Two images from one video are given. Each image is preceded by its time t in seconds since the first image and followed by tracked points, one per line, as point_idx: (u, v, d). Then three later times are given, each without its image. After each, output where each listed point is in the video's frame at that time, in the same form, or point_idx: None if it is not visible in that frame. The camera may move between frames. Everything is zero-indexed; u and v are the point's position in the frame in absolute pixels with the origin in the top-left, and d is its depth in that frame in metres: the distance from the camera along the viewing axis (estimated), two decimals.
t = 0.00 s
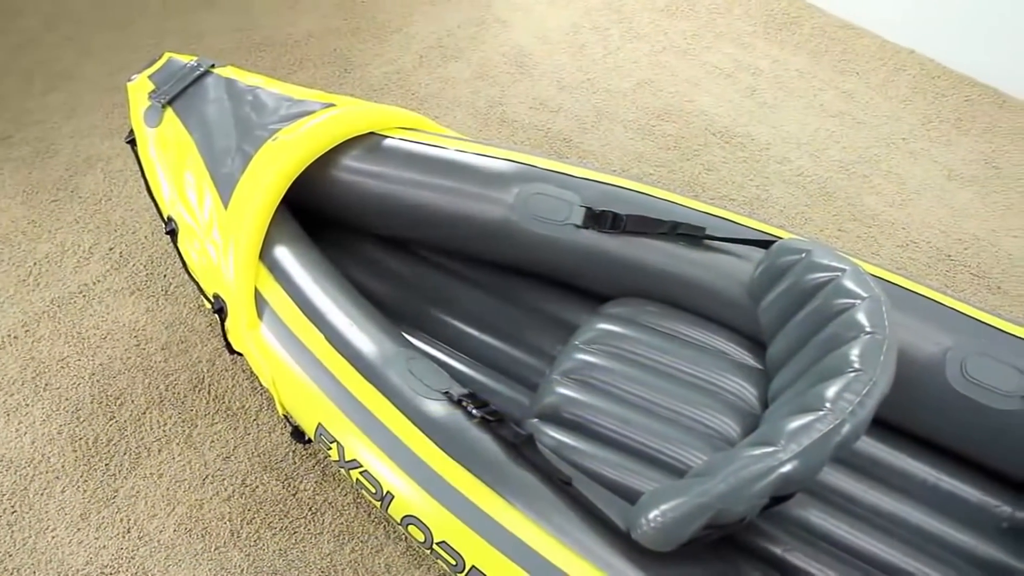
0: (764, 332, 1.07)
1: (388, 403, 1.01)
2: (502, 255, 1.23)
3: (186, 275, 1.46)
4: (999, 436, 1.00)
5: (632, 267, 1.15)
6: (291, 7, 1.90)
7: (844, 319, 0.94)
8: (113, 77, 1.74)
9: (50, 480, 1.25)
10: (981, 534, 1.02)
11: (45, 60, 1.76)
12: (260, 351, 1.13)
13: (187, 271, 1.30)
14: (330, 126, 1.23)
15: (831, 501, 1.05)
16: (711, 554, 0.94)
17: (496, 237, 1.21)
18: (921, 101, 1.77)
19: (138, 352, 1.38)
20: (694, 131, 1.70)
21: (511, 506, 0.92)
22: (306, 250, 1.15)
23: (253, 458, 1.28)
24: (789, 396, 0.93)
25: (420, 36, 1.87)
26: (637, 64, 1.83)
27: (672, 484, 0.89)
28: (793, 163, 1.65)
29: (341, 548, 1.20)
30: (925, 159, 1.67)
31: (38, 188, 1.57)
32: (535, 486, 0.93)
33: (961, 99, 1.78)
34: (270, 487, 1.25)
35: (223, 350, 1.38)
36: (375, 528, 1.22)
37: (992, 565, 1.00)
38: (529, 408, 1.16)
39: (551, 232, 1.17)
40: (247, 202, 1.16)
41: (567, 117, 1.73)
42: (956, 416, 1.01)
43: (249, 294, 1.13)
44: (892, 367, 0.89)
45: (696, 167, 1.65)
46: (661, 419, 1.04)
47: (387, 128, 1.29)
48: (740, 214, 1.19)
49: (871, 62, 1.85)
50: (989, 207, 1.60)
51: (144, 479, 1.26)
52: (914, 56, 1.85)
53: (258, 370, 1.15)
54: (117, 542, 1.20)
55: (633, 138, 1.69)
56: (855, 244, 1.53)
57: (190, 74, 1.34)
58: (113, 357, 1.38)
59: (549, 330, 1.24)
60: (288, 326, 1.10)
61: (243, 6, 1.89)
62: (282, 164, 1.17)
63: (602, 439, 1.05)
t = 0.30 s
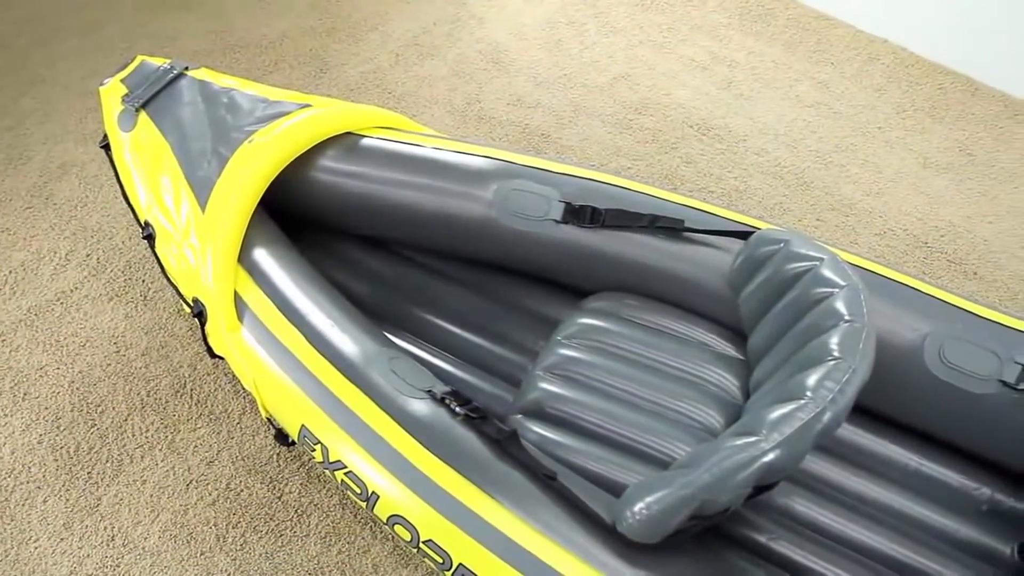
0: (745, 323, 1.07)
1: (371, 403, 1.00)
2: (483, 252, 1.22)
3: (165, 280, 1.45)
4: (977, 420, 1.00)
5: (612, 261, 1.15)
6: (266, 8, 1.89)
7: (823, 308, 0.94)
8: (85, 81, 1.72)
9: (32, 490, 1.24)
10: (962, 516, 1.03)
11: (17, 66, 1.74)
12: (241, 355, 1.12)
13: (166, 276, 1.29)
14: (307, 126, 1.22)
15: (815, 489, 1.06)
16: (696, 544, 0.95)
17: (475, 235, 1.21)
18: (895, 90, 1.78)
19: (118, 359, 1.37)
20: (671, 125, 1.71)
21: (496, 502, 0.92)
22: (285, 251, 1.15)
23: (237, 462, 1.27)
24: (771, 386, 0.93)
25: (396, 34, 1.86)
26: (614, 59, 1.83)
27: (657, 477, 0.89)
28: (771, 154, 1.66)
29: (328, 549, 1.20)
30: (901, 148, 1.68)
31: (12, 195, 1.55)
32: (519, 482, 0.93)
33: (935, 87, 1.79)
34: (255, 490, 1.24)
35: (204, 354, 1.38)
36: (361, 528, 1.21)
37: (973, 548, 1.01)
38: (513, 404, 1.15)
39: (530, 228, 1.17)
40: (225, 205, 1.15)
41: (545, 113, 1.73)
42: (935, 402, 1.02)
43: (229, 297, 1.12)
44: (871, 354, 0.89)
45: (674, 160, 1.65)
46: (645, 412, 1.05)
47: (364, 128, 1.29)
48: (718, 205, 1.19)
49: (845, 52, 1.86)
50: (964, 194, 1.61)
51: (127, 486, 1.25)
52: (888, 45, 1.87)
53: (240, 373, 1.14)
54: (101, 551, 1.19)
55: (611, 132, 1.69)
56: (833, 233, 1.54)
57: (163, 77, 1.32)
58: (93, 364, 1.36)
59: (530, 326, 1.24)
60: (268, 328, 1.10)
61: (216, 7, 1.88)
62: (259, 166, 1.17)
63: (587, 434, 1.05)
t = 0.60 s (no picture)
0: (726, 313, 1.08)
1: (354, 402, 1.00)
2: (463, 248, 1.22)
3: (144, 283, 1.44)
4: (956, 403, 1.02)
5: (593, 254, 1.15)
6: (240, 8, 1.87)
7: (803, 296, 0.95)
8: (58, 85, 1.70)
9: (14, 499, 1.23)
10: (943, 498, 1.04)
11: None
12: (223, 357, 1.11)
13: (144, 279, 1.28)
14: (283, 126, 1.22)
15: (799, 476, 1.06)
16: (681, 534, 0.95)
17: (456, 231, 1.20)
18: (871, 78, 1.79)
19: (98, 365, 1.36)
20: (649, 116, 1.71)
21: (481, 497, 0.92)
22: (264, 252, 1.14)
23: (222, 465, 1.26)
24: (753, 374, 0.93)
25: (372, 31, 1.85)
26: (591, 52, 1.83)
27: (642, 468, 0.90)
28: (748, 144, 1.67)
29: (315, 549, 1.19)
30: (877, 135, 1.69)
31: None
32: (504, 476, 0.93)
33: (910, 75, 1.80)
34: (240, 493, 1.24)
35: (185, 358, 1.37)
36: (348, 527, 1.21)
37: (955, 530, 1.02)
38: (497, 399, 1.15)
39: (511, 223, 1.17)
40: (202, 206, 1.14)
41: (523, 107, 1.72)
42: (914, 386, 1.03)
43: (209, 299, 1.12)
44: (852, 341, 0.90)
45: (653, 152, 1.65)
46: (629, 404, 1.05)
47: (341, 126, 1.28)
48: (697, 196, 1.20)
49: (821, 41, 1.87)
50: (940, 179, 1.63)
51: (111, 492, 1.24)
52: (862, 33, 1.88)
53: (222, 375, 1.14)
54: (85, 558, 1.18)
55: (589, 125, 1.70)
56: (811, 221, 1.55)
57: (136, 79, 1.31)
58: (73, 370, 1.35)
59: (513, 321, 1.24)
60: (249, 329, 1.09)
61: (190, 8, 1.86)
62: (236, 167, 1.16)
63: (571, 427, 1.05)
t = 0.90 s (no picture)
0: (708, 302, 1.08)
1: (338, 401, 1.00)
2: (445, 244, 1.22)
3: (125, 287, 1.43)
4: (937, 387, 1.03)
5: (575, 247, 1.15)
6: (214, 7, 1.86)
7: (783, 284, 0.95)
8: (31, 88, 1.68)
9: None
10: (926, 481, 1.05)
11: None
12: (205, 358, 1.11)
13: (124, 283, 1.27)
14: (260, 125, 1.21)
15: (784, 463, 1.07)
16: (668, 523, 0.95)
17: (437, 227, 1.20)
18: (847, 66, 1.80)
19: (79, 370, 1.35)
20: (628, 108, 1.71)
21: (468, 492, 0.92)
22: (244, 252, 1.14)
23: (208, 467, 1.26)
24: (736, 363, 0.94)
25: (349, 28, 1.84)
26: (569, 45, 1.83)
27: (628, 459, 0.90)
28: (727, 134, 1.67)
29: (303, 550, 1.19)
30: (855, 122, 1.70)
31: None
32: (490, 471, 0.93)
33: (885, 62, 1.81)
34: (227, 495, 1.23)
35: (168, 360, 1.36)
36: (336, 527, 1.21)
37: (939, 512, 1.03)
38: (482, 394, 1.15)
39: (491, 218, 1.17)
40: (181, 208, 1.13)
41: (501, 101, 1.72)
42: (895, 371, 1.04)
43: (190, 301, 1.11)
44: (832, 328, 0.90)
45: (633, 144, 1.65)
46: (614, 396, 1.05)
47: (320, 124, 1.27)
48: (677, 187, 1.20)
49: (797, 30, 1.88)
50: (917, 166, 1.64)
51: (96, 498, 1.23)
52: (838, 22, 1.89)
53: (204, 377, 1.13)
54: (71, 565, 1.17)
55: (568, 118, 1.69)
56: (792, 210, 1.55)
57: (110, 80, 1.30)
58: (53, 376, 1.34)
59: (496, 316, 1.24)
60: (231, 330, 1.08)
61: (164, 8, 1.85)
62: (213, 168, 1.15)
63: (557, 420, 1.05)
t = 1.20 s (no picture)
0: (690, 293, 1.09)
1: (322, 400, 0.99)
2: (426, 240, 1.22)
3: (104, 291, 1.42)
4: (918, 372, 1.03)
5: (557, 241, 1.15)
6: (189, 7, 1.84)
7: (764, 273, 0.95)
8: (4, 92, 1.66)
9: None
10: (909, 465, 1.06)
11: None
12: (187, 361, 1.10)
13: (103, 287, 1.26)
14: (238, 125, 1.20)
15: (768, 451, 1.08)
16: (655, 514, 0.96)
17: (418, 224, 1.20)
18: (824, 55, 1.81)
19: (60, 376, 1.33)
20: (607, 101, 1.71)
21: (455, 489, 0.92)
22: (224, 254, 1.13)
23: (193, 470, 1.25)
24: (719, 352, 0.94)
25: (325, 26, 1.83)
26: (546, 39, 1.83)
27: (613, 451, 0.90)
28: (706, 124, 1.68)
29: (291, 550, 1.18)
30: (832, 111, 1.71)
31: None
32: (477, 467, 0.93)
33: (861, 50, 1.83)
34: (213, 498, 1.23)
35: (150, 364, 1.35)
36: (323, 526, 1.21)
37: (922, 495, 1.04)
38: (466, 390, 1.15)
39: (472, 214, 1.17)
40: (159, 210, 1.12)
41: (480, 97, 1.72)
42: (876, 357, 1.05)
43: (170, 304, 1.10)
44: (813, 315, 0.91)
45: (612, 136, 1.66)
46: (598, 388, 1.05)
47: (298, 123, 1.27)
48: (656, 178, 1.20)
49: (773, 19, 1.88)
50: (894, 153, 1.65)
51: (80, 504, 1.22)
52: (813, 11, 1.90)
53: (187, 380, 1.12)
54: (56, 573, 1.16)
55: (547, 112, 1.69)
56: (771, 198, 1.56)
57: (84, 83, 1.29)
58: (34, 383, 1.33)
59: (479, 312, 1.24)
60: (213, 332, 1.08)
61: (137, 9, 1.83)
62: (191, 169, 1.14)
63: (542, 414, 1.05)
